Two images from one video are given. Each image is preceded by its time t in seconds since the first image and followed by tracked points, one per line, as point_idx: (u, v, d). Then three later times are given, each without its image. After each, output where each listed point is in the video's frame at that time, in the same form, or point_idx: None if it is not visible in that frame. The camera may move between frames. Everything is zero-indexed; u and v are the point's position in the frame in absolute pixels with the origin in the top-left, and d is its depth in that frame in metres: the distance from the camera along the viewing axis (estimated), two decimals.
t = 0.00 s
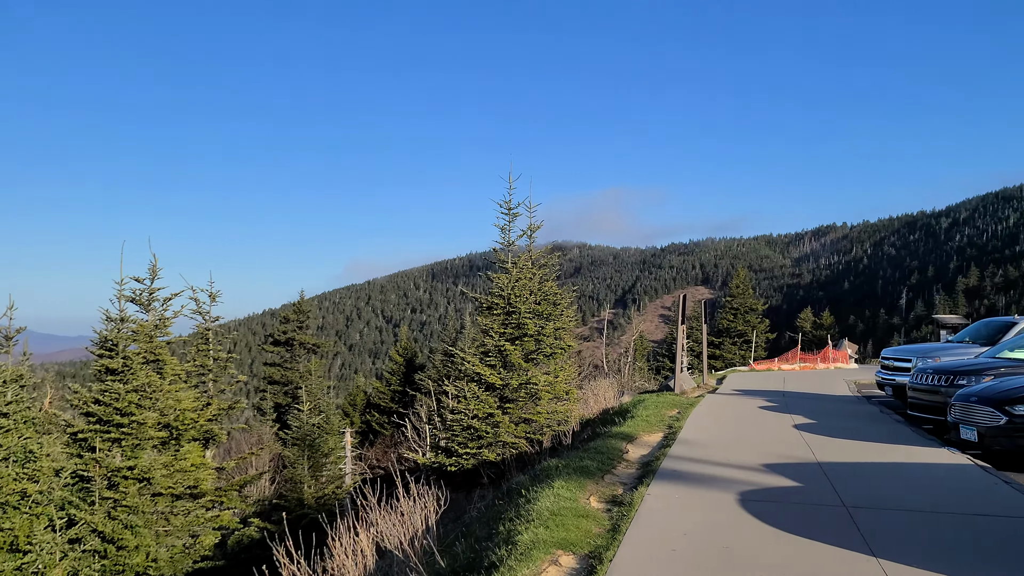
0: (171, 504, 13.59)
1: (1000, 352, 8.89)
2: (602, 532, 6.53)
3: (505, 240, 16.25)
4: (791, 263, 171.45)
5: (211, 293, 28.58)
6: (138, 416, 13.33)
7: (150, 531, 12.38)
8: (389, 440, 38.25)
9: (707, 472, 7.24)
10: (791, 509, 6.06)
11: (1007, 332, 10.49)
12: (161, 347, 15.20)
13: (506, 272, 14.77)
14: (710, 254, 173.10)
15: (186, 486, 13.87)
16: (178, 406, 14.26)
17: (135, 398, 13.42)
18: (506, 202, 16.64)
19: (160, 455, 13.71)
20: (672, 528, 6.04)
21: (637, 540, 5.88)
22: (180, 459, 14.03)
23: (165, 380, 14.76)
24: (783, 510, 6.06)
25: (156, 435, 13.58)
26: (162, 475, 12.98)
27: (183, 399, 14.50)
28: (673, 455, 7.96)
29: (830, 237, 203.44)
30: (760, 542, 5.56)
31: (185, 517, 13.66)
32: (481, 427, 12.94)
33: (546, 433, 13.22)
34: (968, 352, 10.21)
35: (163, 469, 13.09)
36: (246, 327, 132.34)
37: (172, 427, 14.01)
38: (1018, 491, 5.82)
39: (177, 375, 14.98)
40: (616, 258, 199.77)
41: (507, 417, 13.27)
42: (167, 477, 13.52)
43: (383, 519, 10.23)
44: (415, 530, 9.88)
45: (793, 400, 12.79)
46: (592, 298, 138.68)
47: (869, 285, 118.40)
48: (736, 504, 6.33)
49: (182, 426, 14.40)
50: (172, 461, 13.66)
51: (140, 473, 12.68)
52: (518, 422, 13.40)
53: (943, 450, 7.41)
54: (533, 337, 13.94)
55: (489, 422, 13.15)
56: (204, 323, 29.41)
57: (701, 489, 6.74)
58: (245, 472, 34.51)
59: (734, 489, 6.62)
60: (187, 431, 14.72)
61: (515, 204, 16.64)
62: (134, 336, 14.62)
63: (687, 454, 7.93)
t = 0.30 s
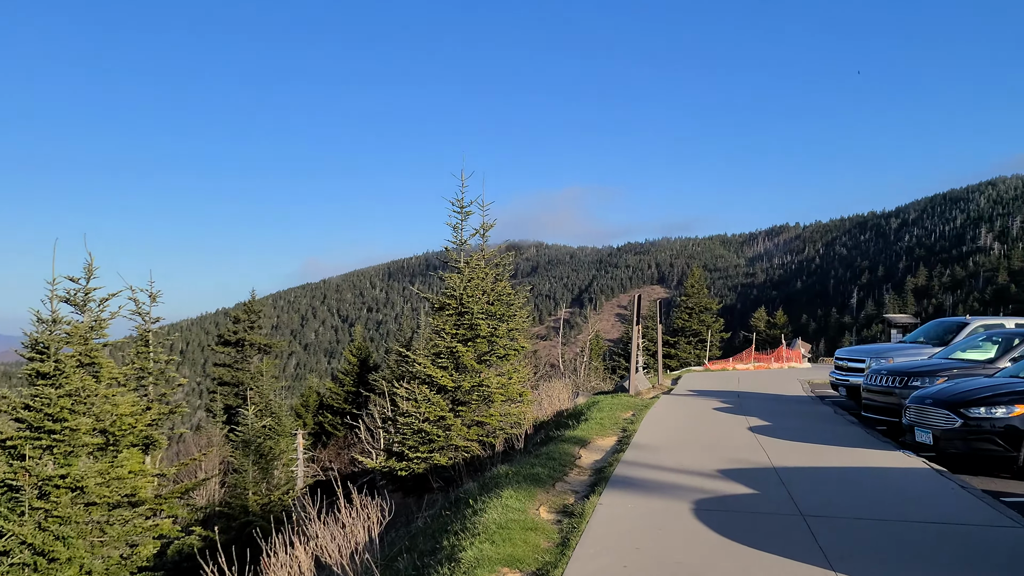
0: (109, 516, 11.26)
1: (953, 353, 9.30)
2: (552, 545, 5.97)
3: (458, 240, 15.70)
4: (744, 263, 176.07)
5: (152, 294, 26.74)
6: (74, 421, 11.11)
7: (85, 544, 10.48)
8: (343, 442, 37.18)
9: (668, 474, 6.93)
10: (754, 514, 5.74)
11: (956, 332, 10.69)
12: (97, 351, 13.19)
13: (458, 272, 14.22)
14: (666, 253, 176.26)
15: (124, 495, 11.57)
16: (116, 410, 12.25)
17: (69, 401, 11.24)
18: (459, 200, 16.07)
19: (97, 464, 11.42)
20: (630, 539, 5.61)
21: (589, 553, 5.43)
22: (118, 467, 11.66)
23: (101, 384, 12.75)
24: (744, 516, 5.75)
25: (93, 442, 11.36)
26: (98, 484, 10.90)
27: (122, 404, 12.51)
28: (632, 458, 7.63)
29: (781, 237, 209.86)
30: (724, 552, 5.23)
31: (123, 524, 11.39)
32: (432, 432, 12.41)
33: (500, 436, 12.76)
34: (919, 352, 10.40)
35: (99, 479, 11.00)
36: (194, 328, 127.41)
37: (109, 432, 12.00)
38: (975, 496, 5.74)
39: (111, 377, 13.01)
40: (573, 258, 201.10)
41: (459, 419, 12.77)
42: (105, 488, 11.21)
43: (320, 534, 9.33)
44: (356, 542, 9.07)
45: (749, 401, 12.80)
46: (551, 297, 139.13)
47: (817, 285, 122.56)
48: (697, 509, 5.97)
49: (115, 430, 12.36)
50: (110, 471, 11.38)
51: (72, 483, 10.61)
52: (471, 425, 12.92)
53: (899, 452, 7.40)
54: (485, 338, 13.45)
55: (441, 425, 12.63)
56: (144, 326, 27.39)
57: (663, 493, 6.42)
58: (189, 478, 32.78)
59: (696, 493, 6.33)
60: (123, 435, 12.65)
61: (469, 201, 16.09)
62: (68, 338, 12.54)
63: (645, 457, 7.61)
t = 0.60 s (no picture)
0: (50, 519, 10.25)
1: (917, 348, 9.49)
2: (510, 550, 5.19)
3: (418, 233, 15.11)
4: (706, 261, 179.30)
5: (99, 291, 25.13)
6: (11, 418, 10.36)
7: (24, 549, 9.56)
8: (303, 438, 36.16)
9: (631, 470, 6.56)
10: (727, 514, 5.38)
11: (919, 328, 10.75)
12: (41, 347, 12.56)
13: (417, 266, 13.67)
14: (630, 251, 178.14)
15: (67, 496, 10.59)
16: (60, 407, 11.40)
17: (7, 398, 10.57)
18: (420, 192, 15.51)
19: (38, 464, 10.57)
20: (596, 542, 5.10)
21: (547, 559, 4.89)
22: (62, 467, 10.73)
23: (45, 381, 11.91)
24: (713, 516, 5.36)
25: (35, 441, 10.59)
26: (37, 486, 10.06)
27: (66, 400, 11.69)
28: (594, 454, 7.27)
29: (744, 234, 214.29)
30: (698, 551, 4.84)
31: (65, 526, 10.33)
32: (390, 428, 11.88)
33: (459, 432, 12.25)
34: (882, 348, 10.42)
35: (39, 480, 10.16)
36: (151, 324, 123.10)
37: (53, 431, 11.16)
38: (946, 494, 5.62)
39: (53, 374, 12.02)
40: (539, 254, 201.46)
41: (418, 416, 12.23)
42: (47, 488, 10.28)
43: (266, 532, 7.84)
44: (303, 543, 7.72)
45: (712, 397, 12.66)
46: (518, 293, 139.04)
47: (777, 284, 125.51)
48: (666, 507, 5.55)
49: (60, 427, 11.35)
50: (53, 471, 10.48)
51: (11, 484, 9.82)
52: (430, 421, 12.40)
53: (865, 448, 7.29)
54: (446, 333, 12.91)
55: (399, 422, 12.11)
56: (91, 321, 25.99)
57: (628, 489, 6.00)
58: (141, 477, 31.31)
59: (665, 488, 5.96)
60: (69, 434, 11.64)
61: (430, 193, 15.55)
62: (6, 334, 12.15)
63: (608, 454, 7.22)
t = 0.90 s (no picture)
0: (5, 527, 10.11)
1: (901, 351, 9.49)
2: (483, 567, 4.49)
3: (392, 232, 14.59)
4: (682, 261, 181.01)
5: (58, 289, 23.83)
6: None
7: None
8: (276, 440, 35.30)
9: (610, 474, 6.20)
10: (715, 521, 5.03)
11: (901, 330, 10.81)
12: None
13: (391, 266, 13.14)
14: (608, 251, 179.09)
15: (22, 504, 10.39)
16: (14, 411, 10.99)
17: None
18: (393, 189, 14.97)
19: None
20: (577, 546, 4.65)
21: None
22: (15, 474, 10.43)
23: None
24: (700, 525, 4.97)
25: None
26: None
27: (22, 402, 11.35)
28: (571, 459, 6.89)
29: (721, 234, 216.71)
30: (686, 557, 4.48)
31: (19, 536, 10.21)
32: (363, 432, 11.36)
33: (433, 436, 11.74)
34: (864, 351, 10.36)
35: None
36: (122, 324, 120.13)
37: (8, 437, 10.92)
38: (937, 504, 5.42)
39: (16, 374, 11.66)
40: (517, 254, 201.38)
41: (392, 419, 11.71)
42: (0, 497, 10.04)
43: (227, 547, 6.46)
44: (264, 558, 6.41)
45: (692, 399, 12.45)
46: (497, 292, 138.71)
47: (752, 284, 127.16)
48: (649, 510, 5.18)
49: (18, 432, 11.05)
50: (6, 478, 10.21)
51: None
52: (404, 425, 11.88)
53: (849, 453, 7.08)
54: (420, 334, 12.41)
55: (372, 426, 11.59)
56: (51, 321, 24.80)
57: (607, 492, 5.63)
58: (107, 482, 30.17)
59: (647, 493, 5.61)
60: (28, 438, 11.36)
61: (403, 190, 15.01)
62: None
63: (585, 460, 6.84)
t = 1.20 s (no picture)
0: None
1: (895, 349, 9.34)
2: None
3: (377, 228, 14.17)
4: (669, 260, 181.62)
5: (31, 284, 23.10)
6: None
7: None
8: (260, 439, 34.70)
9: (599, 475, 5.92)
10: (709, 524, 4.77)
11: (893, 328, 10.72)
12: None
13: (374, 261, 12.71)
14: (596, 249, 179.37)
15: None
16: None
17: None
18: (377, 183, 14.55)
19: None
20: (566, 550, 4.36)
21: None
22: None
23: None
24: (693, 529, 4.69)
25: None
26: None
27: None
28: (559, 459, 6.61)
29: (709, 233, 217.88)
30: (681, 561, 4.21)
31: None
32: (344, 431, 10.92)
33: (418, 435, 11.33)
34: (855, 349, 10.22)
35: None
36: (106, 321, 118.38)
37: None
38: (940, 508, 5.18)
39: None
40: (505, 253, 201.05)
41: (375, 418, 11.28)
42: None
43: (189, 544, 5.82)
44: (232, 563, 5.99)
45: (681, 397, 12.23)
46: (485, 289, 138.47)
47: (739, 283, 127.85)
48: (641, 513, 4.92)
49: None
50: None
51: None
52: (387, 424, 11.45)
53: (843, 454, 6.87)
54: (404, 331, 11.98)
55: (354, 425, 11.15)
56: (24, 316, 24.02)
57: (594, 494, 5.36)
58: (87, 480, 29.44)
59: (636, 495, 5.35)
60: None
61: (387, 185, 14.60)
62: None
63: (573, 459, 6.57)
